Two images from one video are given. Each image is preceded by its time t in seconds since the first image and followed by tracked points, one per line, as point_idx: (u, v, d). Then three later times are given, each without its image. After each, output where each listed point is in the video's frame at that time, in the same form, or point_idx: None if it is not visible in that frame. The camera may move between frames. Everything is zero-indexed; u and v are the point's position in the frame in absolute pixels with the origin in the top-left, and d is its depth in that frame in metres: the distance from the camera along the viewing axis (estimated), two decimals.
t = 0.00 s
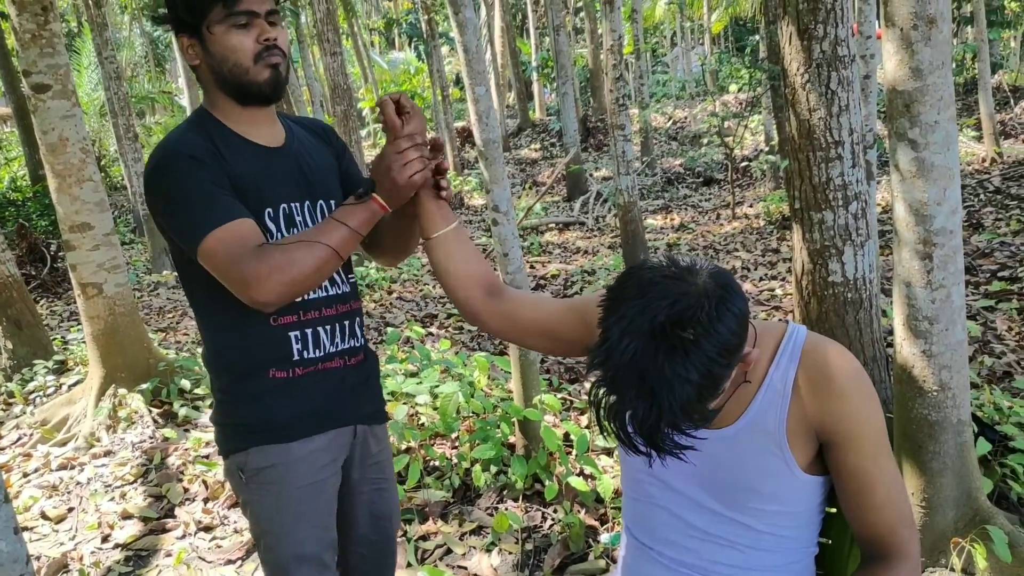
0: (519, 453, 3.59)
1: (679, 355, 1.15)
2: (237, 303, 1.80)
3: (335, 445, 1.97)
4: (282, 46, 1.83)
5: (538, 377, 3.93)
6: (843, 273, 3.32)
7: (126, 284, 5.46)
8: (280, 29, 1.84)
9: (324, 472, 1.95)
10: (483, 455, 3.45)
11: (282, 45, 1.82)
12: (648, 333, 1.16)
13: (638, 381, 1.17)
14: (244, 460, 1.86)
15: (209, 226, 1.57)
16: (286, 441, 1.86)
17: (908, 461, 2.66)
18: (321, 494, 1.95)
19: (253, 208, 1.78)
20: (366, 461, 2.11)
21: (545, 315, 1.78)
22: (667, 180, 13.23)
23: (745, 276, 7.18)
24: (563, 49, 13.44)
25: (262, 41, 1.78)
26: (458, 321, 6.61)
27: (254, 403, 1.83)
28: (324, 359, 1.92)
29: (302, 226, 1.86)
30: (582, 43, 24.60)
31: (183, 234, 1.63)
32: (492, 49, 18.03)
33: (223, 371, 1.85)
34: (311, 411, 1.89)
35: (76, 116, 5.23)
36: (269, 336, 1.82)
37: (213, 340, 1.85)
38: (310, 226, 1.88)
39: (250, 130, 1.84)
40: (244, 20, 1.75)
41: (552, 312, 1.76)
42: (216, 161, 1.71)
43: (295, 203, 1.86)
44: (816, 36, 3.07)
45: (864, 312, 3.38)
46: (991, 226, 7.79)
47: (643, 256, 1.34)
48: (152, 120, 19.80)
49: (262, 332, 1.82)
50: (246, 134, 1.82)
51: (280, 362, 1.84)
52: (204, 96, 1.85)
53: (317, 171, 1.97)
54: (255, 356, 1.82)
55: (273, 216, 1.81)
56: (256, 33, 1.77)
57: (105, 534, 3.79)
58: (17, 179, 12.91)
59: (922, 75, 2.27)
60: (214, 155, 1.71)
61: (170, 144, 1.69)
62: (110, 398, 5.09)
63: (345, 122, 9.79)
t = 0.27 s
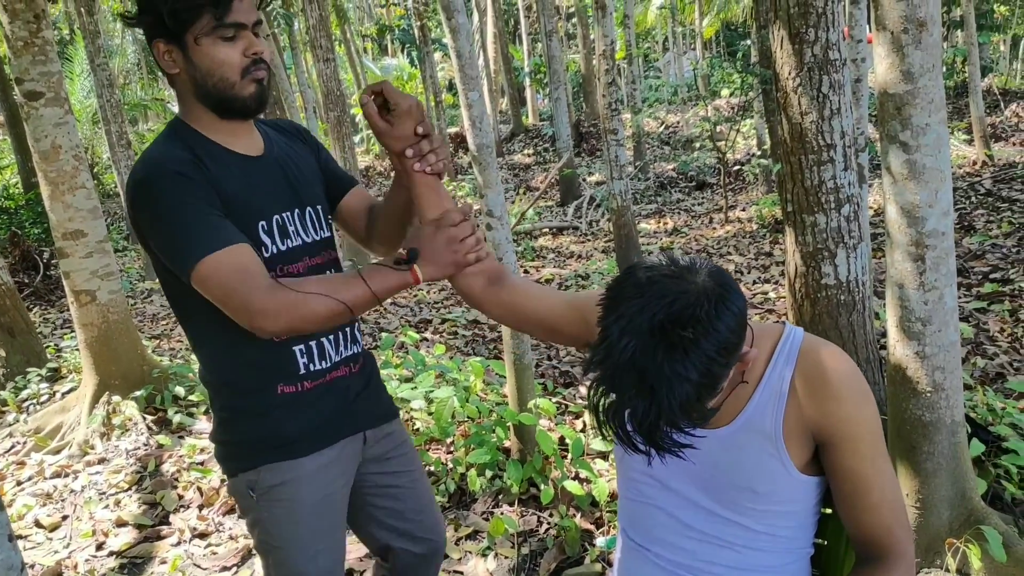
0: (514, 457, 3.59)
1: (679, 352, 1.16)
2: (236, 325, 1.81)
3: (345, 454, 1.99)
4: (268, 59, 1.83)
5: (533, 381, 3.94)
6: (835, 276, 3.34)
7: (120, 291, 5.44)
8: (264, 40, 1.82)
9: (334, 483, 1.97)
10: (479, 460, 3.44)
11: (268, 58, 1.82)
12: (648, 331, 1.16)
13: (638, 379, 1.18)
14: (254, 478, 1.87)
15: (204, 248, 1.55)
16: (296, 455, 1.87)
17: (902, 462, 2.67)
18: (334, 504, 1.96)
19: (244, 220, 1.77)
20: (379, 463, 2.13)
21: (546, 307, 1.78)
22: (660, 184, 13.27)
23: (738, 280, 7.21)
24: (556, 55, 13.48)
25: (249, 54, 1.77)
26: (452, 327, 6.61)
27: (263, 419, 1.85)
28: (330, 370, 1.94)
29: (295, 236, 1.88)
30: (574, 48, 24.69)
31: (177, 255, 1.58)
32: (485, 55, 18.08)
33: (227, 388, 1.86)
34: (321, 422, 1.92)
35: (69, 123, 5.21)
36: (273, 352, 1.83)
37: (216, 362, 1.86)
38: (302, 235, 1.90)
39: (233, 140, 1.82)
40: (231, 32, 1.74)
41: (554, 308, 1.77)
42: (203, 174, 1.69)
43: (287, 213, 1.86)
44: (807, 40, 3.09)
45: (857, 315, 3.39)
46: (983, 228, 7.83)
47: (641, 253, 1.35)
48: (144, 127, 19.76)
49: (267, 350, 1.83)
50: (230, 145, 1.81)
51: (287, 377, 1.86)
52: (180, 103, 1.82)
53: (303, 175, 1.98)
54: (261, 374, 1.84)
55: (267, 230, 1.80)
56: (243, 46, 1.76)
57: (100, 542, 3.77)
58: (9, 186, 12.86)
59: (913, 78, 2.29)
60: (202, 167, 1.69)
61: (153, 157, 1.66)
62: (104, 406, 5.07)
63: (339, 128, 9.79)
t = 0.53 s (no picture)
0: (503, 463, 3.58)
1: (670, 347, 1.15)
2: (240, 329, 1.77)
3: (349, 459, 1.96)
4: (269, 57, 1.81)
5: (522, 387, 3.94)
6: (824, 281, 3.35)
7: (107, 297, 5.39)
8: (265, 38, 1.82)
9: (339, 489, 1.93)
10: (467, 467, 3.40)
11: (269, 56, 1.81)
12: (639, 325, 1.15)
13: (628, 373, 1.17)
14: (260, 483, 1.83)
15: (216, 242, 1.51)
16: (304, 461, 1.84)
17: (892, 468, 2.67)
18: (338, 509, 1.93)
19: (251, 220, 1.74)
20: (381, 468, 2.11)
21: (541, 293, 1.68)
22: (650, 192, 13.32)
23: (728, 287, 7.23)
24: (547, 64, 13.52)
25: (252, 52, 1.76)
26: (442, 333, 6.59)
27: (267, 424, 1.81)
28: (335, 371, 1.91)
29: (302, 235, 1.86)
30: (564, 58, 24.80)
31: (195, 253, 1.54)
32: (476, 64, 18.12)
33: (230, 392, 1.82)
34: (327, 427, 1.88)
35: (57, 128, 5.16)
36: (279, 355, 1.79)
37: (219, 366, 1.81)
38: (308, 234, 1.88)
39: (237, 139, 1.80)
40: (232, 30, 1.73)
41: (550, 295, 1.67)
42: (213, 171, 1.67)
43: (292, 211, 1.85)
44: (796, 47, 3.10)
45: (846, 320, 3.41)
46: (971, 236, 7.90)
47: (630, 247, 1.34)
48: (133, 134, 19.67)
49: (273, 352, 1.79)
50: (233, 143, 1.79)
51: (294, 380, 1.82)
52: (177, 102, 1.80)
53: (305, 173, 1.96)
54: (266, 378, 1.79)
55: (277, 228, 1.80)
56: (245, 44, 1.75)
57: (85, 549, 3.72)
58: None
59: (902, 83, 2.30)
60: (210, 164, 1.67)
61: (157, 158, 1.64)
62: (90, 413, 5.02)
63: (329, 135, 9.78)
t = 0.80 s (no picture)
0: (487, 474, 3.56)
1: (648, 345, 1.13)
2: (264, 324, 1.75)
3: (366, 462, 1.94)
4: (305, 54, 1.79)
5: (506, 398, 3.93)
6: (810, 295, 3.36)
7: (88, 302, 5.31)
8: (303, 34, 1.80)
9: (353, 491, 1.91)
10: (450, 477, 3.39)
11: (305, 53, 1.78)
12: (619, 322, 1.14)
13: (605, 369, 1.15)
14: (275, 480, 1.81)
15: (250, 242, 1.55)
16: (319, 460, 1.82)
17: (876, 482, 2.66)
18: (350, 512, 1.92)
19: (282, 213, 1.72)
20: (398, 474, 2.08)
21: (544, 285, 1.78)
22: (638, 208, 13.37)
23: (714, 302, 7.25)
24: (536, 79, 13.59)
25: (288, 48, 1.73)
26: (428, 344, 6.55)
27: (284, 421, 1.79)
28: (356, 369, 1.88)
29: (331, 228, 1.83)
30: (554, 74, 24.96)
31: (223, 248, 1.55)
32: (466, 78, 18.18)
33: (251, 385, 1.80)
34: (346, 427, 1.86)
35: (41, 132, 5.10)
36: (301, 351, 1.77)
37: (242, 358, 1.80)
38: (338, 228, 1.85)
39: (270, 132, 1.79)
40: (270, 26, 1.70)
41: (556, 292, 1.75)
42: (244, 163, 1.66)
43: (324, 205, 1.82)
44: (783, 60, 3.12)
45: (830, 334, 3.42)
46: (955, 255, 7.97)
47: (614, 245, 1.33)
48: (120, 142, 19.54)
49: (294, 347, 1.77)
50: (267, 136, 1.77)
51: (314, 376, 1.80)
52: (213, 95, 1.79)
53: (336, 168, 1.93)
54: (287, 374, 1.78)
55: (307, 219, 1.77)
56: (282, 40, 1.73)
57: (59, 557, 3.64)
58: None
59: (888, 96, 2.32)
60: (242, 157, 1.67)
61: (189, 145, 1.64)
62: (68, 419, 4.93)
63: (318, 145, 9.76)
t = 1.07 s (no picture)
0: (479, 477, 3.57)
1: (643, 330, 1.11)
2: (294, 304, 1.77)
3: (389, 452, 1.92)
4: (354, 45, 1.74)
5: (500, 401, 3.91)
6: (806, 300, 3.36)
7: (82, 303, 5.27)
8: (356, 26, 1.74)
9: (375, 480, 1.90)
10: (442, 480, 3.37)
11: (355, 44, 1.74)
12: (614, 306, 1.12)
13: (598, 354, 1.13)
14: (296, 463, 1.81)
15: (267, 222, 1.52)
16: (341, 444, 1.81)
17: (871, 486, 2.64)
18: (371, 503, 1.90)
19: (318, 200, 1.71)
20: (422, 471, 2.07)
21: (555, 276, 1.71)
22: (635, 216, 13.38)
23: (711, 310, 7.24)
24: (534, 87, 13.61)
25: (335, 39, 1.69)
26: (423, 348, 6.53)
27: (306, 403, 1.78)
28: (382, 357, 1.85)
29: (366, 218, 1.79)
30: (552, 83, 25.03)
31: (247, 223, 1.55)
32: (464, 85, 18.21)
33: (280, 368, 1.81)
34: (369, 414, 1.84)
35: (36, 131, 5.05)
36: (327, 333, 1.77)
37: (273, 339, 1.81)
38: (373, 218, 1.81)
39: (315, 119, 1.76)
40: (318, 16, 1.67)
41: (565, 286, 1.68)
42: (283, 149, 1.66)
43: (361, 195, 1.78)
44: (780, 64, 3.12)
45: (826, 339, 3.41)
46: (951, 266, 7.97)
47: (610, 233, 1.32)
48: (117, 145, 19.51)
49: (319, 330, 1.76)
50: (313, 124, 1.76)
51: (339, 360, 1.79)
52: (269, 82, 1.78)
53: (380, 157, 1.88)
54: (312, 355, 1.77)
55: (339, 208, 1.74)
56: (330, 31, 1.68)
57: (48, 558, 3.60)
58: None
59: (884, 99, 2.32)
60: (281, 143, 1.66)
61: (233, 131, 1.64)
62: (60, 420, 4.89)
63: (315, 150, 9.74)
